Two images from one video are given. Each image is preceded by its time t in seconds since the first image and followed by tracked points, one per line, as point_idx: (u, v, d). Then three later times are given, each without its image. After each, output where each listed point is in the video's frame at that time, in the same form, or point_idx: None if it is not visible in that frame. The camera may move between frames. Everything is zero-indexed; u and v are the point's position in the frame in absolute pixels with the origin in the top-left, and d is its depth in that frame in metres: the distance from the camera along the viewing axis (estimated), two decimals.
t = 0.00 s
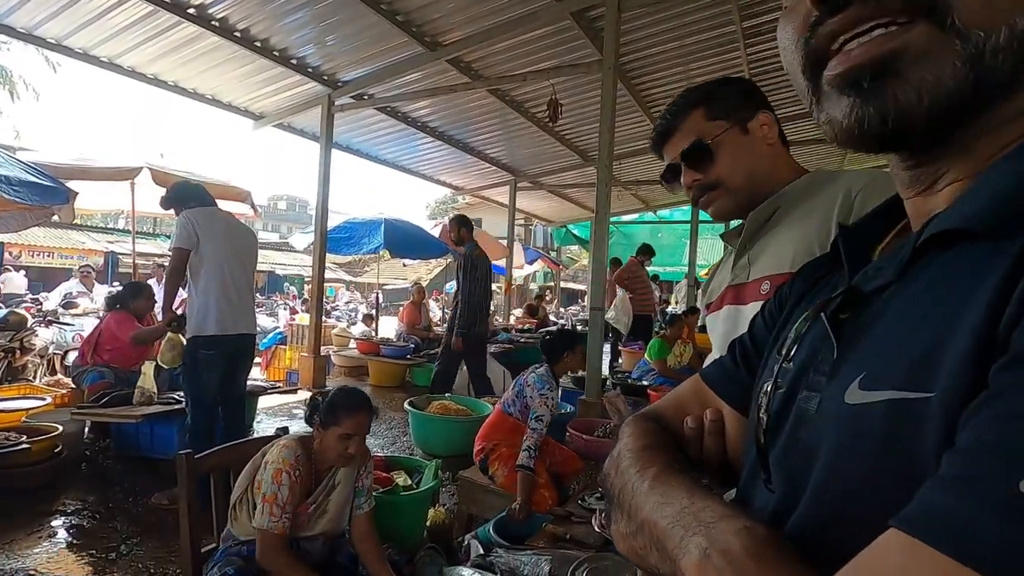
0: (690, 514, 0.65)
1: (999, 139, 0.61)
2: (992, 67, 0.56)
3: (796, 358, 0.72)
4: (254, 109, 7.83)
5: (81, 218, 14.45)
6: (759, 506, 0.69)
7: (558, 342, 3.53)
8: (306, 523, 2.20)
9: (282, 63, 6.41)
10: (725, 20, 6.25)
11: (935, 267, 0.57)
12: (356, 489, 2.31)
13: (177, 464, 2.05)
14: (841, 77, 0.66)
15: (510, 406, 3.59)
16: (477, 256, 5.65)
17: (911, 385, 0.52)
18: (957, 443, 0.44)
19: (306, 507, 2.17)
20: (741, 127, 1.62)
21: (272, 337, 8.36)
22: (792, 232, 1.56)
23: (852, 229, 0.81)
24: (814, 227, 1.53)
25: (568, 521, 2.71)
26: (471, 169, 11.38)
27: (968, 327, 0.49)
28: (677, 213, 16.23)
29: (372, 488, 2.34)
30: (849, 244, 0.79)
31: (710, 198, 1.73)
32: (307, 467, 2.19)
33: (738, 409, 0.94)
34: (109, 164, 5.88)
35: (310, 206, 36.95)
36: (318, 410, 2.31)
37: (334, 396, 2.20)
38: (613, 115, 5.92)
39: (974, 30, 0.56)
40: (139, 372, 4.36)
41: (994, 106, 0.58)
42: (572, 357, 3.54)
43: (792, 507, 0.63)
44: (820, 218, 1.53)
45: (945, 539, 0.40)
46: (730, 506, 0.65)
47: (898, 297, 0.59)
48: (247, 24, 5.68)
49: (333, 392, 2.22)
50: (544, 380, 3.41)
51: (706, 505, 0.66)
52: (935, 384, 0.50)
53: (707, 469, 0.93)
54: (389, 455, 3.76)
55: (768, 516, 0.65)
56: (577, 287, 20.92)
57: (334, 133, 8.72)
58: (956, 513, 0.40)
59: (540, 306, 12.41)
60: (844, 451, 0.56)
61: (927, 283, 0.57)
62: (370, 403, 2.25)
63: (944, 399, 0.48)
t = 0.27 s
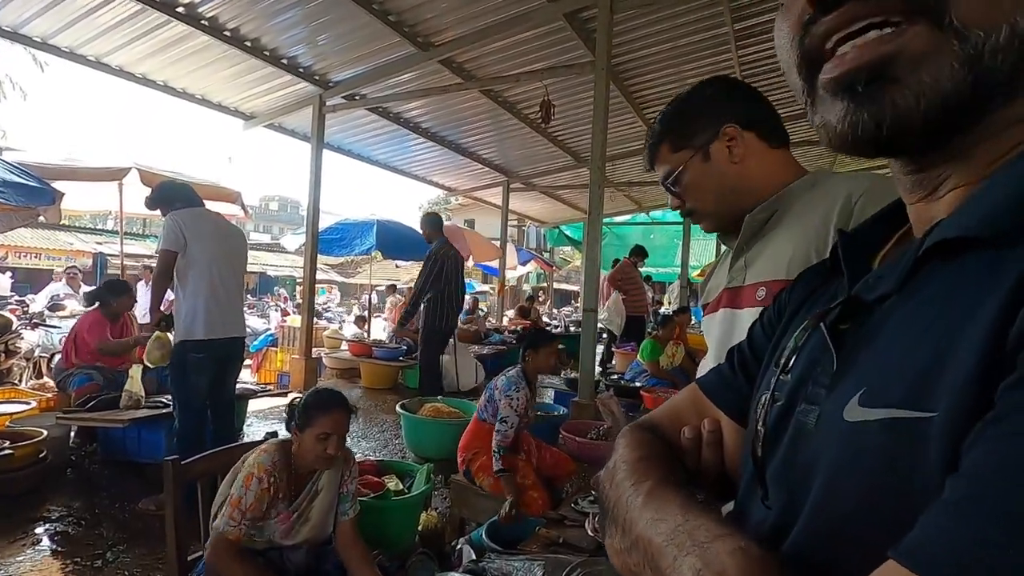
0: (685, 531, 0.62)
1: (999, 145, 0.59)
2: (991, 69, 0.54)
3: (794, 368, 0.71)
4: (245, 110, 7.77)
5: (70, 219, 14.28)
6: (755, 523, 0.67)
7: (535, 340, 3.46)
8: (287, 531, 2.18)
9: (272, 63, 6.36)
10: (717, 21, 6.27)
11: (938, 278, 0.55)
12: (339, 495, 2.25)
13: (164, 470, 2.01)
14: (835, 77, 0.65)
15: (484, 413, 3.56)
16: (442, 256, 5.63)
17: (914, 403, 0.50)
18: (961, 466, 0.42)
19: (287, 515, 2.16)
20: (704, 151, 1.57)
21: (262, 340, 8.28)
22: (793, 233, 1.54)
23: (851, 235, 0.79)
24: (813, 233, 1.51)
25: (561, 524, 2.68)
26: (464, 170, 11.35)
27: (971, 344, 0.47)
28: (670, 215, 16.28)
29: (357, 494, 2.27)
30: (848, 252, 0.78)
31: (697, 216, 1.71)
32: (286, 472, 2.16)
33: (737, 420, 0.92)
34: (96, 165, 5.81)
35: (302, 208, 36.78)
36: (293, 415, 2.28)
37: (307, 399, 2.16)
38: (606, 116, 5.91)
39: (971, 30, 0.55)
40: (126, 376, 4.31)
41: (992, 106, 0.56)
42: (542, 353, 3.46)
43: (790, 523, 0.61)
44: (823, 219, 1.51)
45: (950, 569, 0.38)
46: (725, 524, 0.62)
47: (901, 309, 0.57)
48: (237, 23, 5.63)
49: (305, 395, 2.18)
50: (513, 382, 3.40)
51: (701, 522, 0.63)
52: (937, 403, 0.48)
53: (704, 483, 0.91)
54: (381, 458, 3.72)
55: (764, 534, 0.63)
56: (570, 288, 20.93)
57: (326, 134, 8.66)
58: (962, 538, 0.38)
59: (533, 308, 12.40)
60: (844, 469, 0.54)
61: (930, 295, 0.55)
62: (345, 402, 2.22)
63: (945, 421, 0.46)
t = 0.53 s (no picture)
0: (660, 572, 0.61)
1: (970, 185, 0.59)
2: (957, 113, 0.54)
3: (773, 405, 0.70)
4: (233, 112, 7.71)
5: (56, 221, 14.09)
6: (733, 565, 0.66)
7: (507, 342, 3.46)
8: (263, 550, 2.14)
9: (261, 66, 6.31)
10: (707, 25, 6.29)
11: (910, 322, 0.55)
12: (322, 508, 2.25)
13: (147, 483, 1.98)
14: (802, 110, 0.62)
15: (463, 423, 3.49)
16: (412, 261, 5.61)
17: (876, 462, 0.51)
18: (910, 534, 0.43)
19: (263, 534, 2.12)
20: (689, 166, 1.60)
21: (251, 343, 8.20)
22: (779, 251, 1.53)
23: (831, 269, 0.79)
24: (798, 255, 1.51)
25: (551, 532, 2.67)
26: (455, 172, 11.33)
27: (933, 399, 0.47)
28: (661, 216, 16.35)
29: (342, 505, 2.28)
30: (828, 285, 0.77)
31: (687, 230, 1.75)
32: (259, 493, 2.12)
33: (723, 448, 0.92)
34: (81, 168, 5.73)
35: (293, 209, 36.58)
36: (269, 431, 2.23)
37: (282, 417, 2.11)
38: (596, 119, 5.91)
39: (934, 74, 0.54)
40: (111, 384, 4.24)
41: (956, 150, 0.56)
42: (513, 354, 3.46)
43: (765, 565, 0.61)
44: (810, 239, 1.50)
45: None
46: (701, 566, 0.61)
47: (871, 352, 0.57)
48: (225, 25, 5.58)
49: (281, 412, 2.13)
50: (482, 389, 3.39)
51: (677, 564, 0.61)
52: (896, 463, 0.48)
53: (691, 514, 0.89)
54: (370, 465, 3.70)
55: None
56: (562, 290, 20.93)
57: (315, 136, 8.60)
58: None
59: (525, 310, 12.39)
60: (813, 519, 0.54)
61: (900, 340, 0.55)
62: (320, 418, 2.18)
63: (904, 480, 0.47)
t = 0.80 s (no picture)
0: None
1: (926, 263, 0.61)
2: (916, 197, 0.55)
3: (739, 461, 0.74)
4: (223, 115, 7.65)
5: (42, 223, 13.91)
6: None
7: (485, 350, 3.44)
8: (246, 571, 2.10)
9: (250, 70, 6.28)
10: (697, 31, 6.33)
11: (866, 393, 0.58)
12: (314, 520, 2.24)
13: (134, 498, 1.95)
14: (778, 190, 0.62)
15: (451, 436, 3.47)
16: (383, 262, 5.58)
17: (815, 549, 0.54)
18: None
19: (245, 555, 2.10)
20: (679, 191, 1.68)
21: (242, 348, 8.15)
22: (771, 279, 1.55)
23: (793, 331, 0.81)
24: (782, 283, 1.51)
25: (542, 542, 2.66)
26: (447, 175, 11.32)
27: (868, 478, 0.51)
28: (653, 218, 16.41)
29: (336, 514, 2.27)
30: (791, 346, 0.79)
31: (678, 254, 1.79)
32: (240, 514, 2.11)
33: (699, 493, 0.94)
34: (68, 173, 5.67)
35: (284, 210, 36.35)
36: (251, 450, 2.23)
37: (262, 438, 2.13)
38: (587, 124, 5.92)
39: (900, 161, 0.55)
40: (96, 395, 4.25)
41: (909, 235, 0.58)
42: (493, 364, 3.47)
43: None
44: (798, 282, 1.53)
45: None
46: None
47: (825, 427, 0.60)
48: (214, 30, 5.55)
49: (262, 433, 2.14)
50: (469, 405, 3.36)
51: None
52: (830, 553, 0.53)
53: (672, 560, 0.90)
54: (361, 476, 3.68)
55: None
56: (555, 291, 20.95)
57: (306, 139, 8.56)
58: None
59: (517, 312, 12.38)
60: None
61: (848, 421, 0.58)
62: (303, 439, 2.21)
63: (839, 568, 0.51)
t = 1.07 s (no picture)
0: None
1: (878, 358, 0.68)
2: (874, 317, 0.64)
3: (717, 523, 0.80)
4: (217, 121, 7.66)
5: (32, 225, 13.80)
6: None
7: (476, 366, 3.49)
8: None
9: (246, 78, 6.30)
10: (688, 41, 6.43)
11: (824, 472, 0.66)
12: (316, 540, 2.34)
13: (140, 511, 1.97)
14: (760, 298, 0.69)
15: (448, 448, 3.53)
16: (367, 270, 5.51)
17: None
18: None
19: (252, 571, 2.15)
20: (694, 222, 1.77)
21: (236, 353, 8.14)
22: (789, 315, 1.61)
23: (767, 397, 0.89)
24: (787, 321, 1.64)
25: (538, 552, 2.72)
26: (441, 179, 11.36)
27: (825, 545, 0.60)
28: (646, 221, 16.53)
29: (335, 535, 2.38)
30: (763, 413, 0.87)
31: (691, 283, 1.86)
32: (248, 530, 2.16)
33: (684, 536, 1.03)
34: (62, 182, 5.67)
35: (276, 211, 36.20)
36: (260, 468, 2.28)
37: (274, 457, 2.18)
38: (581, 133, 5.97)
39: (863, 285, 0.63)
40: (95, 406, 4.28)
41: (866, 344, 0.66)
42: (487, 376, 3.50)
43: None
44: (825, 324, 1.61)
45: None
46: None
47: (789, 500, 0.68)
48: (209, 38, 5.57)
49: (273, 452, 2.19)
50: (465, 420, 3.43)
51: None
52: None
53: None
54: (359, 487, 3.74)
55: None
56: (548, 293, 21.02)
57: (300, 145, 8.58)
58: None
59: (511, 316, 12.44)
60: None
61: (807, 497, 0.66)
62: (313, 459, 2.26)
63: None
